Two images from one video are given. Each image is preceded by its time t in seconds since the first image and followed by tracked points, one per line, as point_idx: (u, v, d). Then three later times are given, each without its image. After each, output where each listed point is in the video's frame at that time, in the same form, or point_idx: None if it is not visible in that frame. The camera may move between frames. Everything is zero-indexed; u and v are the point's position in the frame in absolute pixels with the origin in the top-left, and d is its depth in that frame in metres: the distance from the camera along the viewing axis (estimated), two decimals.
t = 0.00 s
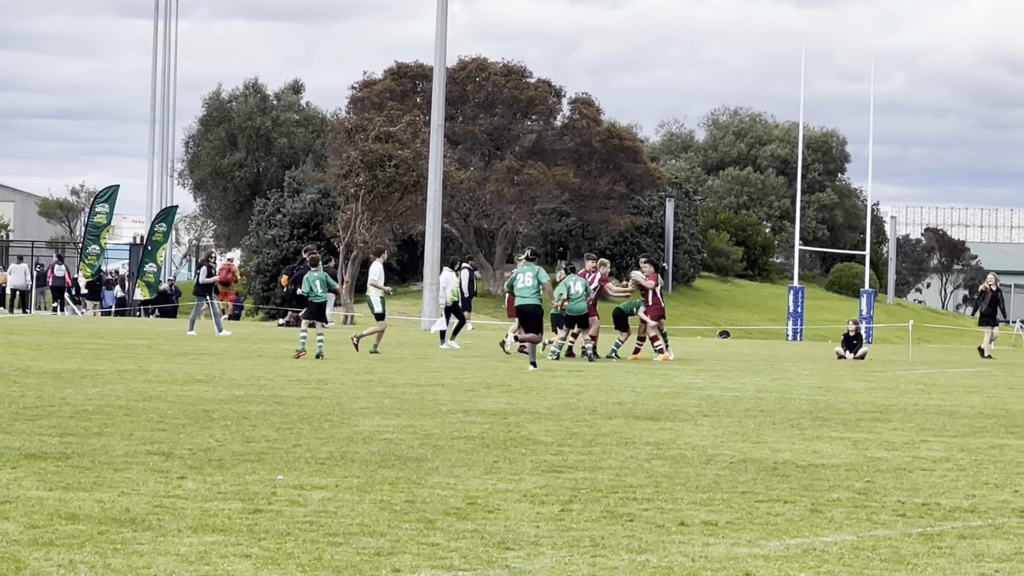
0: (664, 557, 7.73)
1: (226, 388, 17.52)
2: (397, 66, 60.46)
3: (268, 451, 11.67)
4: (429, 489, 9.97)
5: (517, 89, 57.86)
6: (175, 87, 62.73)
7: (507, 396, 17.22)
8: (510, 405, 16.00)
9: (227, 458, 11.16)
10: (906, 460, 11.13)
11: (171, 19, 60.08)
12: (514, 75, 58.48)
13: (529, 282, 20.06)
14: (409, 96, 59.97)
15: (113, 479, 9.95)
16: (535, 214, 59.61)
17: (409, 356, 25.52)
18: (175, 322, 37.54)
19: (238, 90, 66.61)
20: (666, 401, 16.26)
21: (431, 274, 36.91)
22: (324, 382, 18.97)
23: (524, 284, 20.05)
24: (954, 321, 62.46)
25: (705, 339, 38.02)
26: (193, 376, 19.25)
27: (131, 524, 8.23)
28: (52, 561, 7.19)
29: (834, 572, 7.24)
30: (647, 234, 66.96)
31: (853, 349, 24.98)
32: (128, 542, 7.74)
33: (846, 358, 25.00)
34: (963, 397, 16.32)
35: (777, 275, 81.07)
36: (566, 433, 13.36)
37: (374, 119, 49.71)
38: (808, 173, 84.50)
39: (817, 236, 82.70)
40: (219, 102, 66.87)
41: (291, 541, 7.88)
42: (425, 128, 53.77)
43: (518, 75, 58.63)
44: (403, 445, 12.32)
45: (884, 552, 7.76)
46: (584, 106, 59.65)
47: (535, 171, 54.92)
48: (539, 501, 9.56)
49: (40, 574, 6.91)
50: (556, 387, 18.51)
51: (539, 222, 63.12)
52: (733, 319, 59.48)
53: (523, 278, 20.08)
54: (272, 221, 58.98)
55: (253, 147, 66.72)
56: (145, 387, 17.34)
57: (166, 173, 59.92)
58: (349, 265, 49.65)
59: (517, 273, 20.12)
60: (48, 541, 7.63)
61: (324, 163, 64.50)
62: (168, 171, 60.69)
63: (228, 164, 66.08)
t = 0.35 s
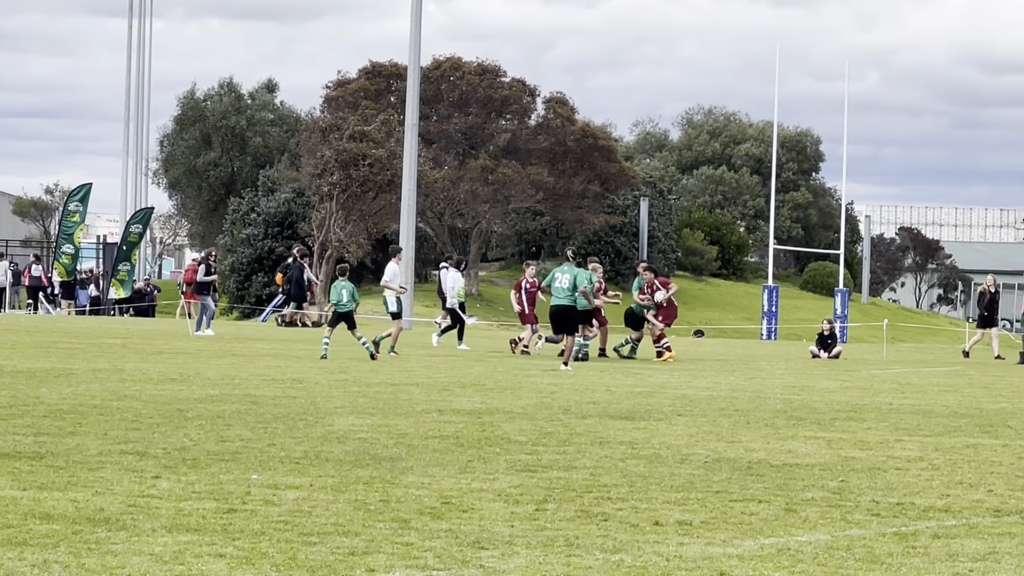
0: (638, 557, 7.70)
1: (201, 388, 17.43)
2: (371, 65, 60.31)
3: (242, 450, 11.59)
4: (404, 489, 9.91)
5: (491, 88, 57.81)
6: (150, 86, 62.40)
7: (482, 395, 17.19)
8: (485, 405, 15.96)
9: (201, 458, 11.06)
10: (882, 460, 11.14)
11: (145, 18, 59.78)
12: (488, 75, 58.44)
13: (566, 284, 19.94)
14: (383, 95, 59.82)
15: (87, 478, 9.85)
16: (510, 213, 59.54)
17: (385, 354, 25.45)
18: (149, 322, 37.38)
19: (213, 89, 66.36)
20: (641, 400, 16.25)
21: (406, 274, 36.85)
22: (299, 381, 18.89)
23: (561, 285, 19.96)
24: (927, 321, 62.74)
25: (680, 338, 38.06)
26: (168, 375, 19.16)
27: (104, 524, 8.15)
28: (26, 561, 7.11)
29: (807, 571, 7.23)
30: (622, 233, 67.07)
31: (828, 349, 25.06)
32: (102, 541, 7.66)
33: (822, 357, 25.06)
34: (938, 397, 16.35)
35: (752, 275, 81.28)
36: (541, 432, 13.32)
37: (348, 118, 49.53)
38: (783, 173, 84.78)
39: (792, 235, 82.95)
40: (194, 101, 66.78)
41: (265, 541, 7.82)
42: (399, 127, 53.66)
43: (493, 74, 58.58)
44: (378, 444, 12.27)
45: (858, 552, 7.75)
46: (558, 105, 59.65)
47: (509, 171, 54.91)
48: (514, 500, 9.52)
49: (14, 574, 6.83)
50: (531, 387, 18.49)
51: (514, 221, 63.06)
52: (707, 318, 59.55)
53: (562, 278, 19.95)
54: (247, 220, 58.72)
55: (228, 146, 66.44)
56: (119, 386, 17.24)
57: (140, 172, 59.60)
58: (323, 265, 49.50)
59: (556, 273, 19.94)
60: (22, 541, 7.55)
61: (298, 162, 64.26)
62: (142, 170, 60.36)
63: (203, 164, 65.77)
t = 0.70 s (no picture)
0: (614, 557, 7.66)
1: (176, 386, 17.34)
2: (347, 64, 60.19)
3: (217, 449, 11.52)
4: (381, 489, 9.87)
5: (467, 87, 57.85)
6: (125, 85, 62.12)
7: (458, 395, 17.14)
8: (461, 403, 15.94)
9: (177, 457, 11.00)
10: (858, 459, 11.14)
11: (122, 17, 59.56)
12: (464, 74, 58.44)
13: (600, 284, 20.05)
14: (360, 94, 59.73)
15: (62, 478, 9.77)
16: (486, 212, 59.48)
17: (361, 354, 25.35)
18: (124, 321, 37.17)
19: (189, 88, 66.17)
20: (616, 399, 16.24)
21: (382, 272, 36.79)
22: (275, 380, 18.79)
23: (596, 285, 20.02)
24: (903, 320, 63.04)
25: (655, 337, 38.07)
26: (144, 374, 19.06)
27: (79, 523, 8.08)
28: (1, 560, 7.04)
29: (783, 571, 7.22)
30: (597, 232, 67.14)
31: (804, 348, 25.09)
32: (77, 540, 7.60)
33: (798, 356, 25.09)
34: (913, 396, 16.40)
35: (727, 275, 81.48)
36: (516, 431, 13.28)
37: (324, 117, 49.39)
38: (759, 172, 85.05)
39: (768, 234, 83.21)
40: (170, 100, 66.63)
41: (241, 540, 7.76)
42: (376, 125, 53.60)
43: (468, 73, 58.61)
44: (353, 444, 12.20)
45: (833, 551, 7.75)
46: (534, 105, 59.68)
47: (485, 170, 54.93)
48: (489, 499, 9.49)
49: None
50: (506, 386, 18.47)
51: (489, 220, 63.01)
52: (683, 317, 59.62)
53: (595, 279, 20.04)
54: (223, 218, 58.51)
55: (204, 146, 66.20)
56: (94, 385, 17.13)
57: (116, 170, 59.35)
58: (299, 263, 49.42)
59: (590, 273, 20.04)
60: None
61: (275, 161, 64.07)
62: (118, 169, 60.08)
63: (179, 162, 65.49)
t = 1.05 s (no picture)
0: (592, 554, 7.65)
1: (153, 385, 17.25)
2: (325, 62, 60.06)
3: (195, 448, 11.44)
4: (358, 486, 9.83)
5: (444, 85, 57.73)
6: (103, 83, 61.85)
7: (435, 393, 17.11)
8: (438, 402, 15.91)
9: (154, 455, 10.93)
10: (836, 457, 11.16)
11: (99, 16, 59.42)
12: (441, 72, 58.33)
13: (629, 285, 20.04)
14: (337, 92, 59.61)
15: (39, 476, 9.69)
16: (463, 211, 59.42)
17: (338, 352, 25.27)
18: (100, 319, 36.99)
19: (167, 86, 65.95)
20: (593, 397, 16.22)
21: (359, 271, 36.70)
22: (253, 378, 18.70)
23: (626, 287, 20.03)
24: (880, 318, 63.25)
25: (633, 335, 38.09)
26: (121, 372, 18.95)
27: (56, 522, 8.01)
28: None
29: (762, 569, 7.21)
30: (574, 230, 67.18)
31: (781, 346, 25.13)
32: (54, 539, 7.53)
33: (774, 354, 25.12)
34: (890, 394, 16.44)
35: (704, 273, 81.59)
36: (494, 429, 13.25)
37: (301, 116, 49.24)
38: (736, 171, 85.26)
39: (745, 233, 83.42)
40: (148, 99, 66.41)
41: (219, 539, 7.72)
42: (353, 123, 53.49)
43: (446, 71, 58.56)
44: (331, 442, 12.15)
45: (812, 549, 7.75)
46: (512, 103, 59.67)
47: (463, 168, 54.87)
48: (467, 497, 9.46)
49: None
50: (483, 383, 18.45)
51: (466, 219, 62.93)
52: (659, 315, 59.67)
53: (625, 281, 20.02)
54: (200, 217, 58.28)
55: (181, 144, 65.92)
56: (70, 383, 17.03)
57: (93, 168, 59.09)
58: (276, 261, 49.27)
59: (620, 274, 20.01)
60: None
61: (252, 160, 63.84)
62: (95, 167, 59.81)
63: (156, 161, 65.22)
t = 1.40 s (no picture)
0: (562, 553, 7.63)
1: (123, 383, 17.15)
2: (295, 61, 59.88)
3: (166, 447, 11.37)
4: (329, 485, 9.78)
5: (414, 84, 57.61)
6: (72, 82, 61.50)
7: (406, 391, 17.08)
8: (409, 401, 15.89)
9: (125, 454, 10.85)
10: (807, 456, 11.18)
11: (70, 15, 58.99)
12: (412, 70, 58.20)
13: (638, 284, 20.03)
14: (307, 91, 59.44)
15: (8, 475, 9.60)
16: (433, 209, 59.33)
17: (309, 350, 25.19)
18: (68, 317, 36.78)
19: (137, 85, 65.67)
20: (564, 396, 16.23)
21: (330, 269, 36.59)
22: (224, 377, 18.62)
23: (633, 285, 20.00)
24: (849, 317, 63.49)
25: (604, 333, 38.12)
26: (92, 371, 18.83)
27: (26, 521, 7.93)
28: None
29: (732, 567, 7.21)
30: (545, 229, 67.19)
31: (752, 345, 25.16)
32: (25, 538, 7.46)
33: (745, 353, 25.15)
34: (860, 393, 16.49)
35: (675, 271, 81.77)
36: (465, 428, 13.23)
37: (272, 114, 49.01)
38: (707, 169, 85.46)
39: (715, 231, 83.63)
40: (118, 97, 66.09)
41: (189, 538, 7.65)
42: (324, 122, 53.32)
43: (416, 70, 58.39)
44: (302, 440, 12.09)
45: (782, 548, 7.74)
46: (482, 102, 59.61)
47: (433, 167, 54.75)
48: (438, 496, 9.43)
49: None
50: (454, 382, 18.44)
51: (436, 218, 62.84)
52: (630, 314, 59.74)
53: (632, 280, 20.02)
54: (170, 215, 57.99)
55: (152, 142, 65.57)
56: (40, 382, 16.91)
57: (63, 167, 58.75)
58: (246, 261, 49.00)
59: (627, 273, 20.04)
60: None
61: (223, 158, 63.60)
62: (65, 166, 59.46)
63: (126, 160, 64.86)
